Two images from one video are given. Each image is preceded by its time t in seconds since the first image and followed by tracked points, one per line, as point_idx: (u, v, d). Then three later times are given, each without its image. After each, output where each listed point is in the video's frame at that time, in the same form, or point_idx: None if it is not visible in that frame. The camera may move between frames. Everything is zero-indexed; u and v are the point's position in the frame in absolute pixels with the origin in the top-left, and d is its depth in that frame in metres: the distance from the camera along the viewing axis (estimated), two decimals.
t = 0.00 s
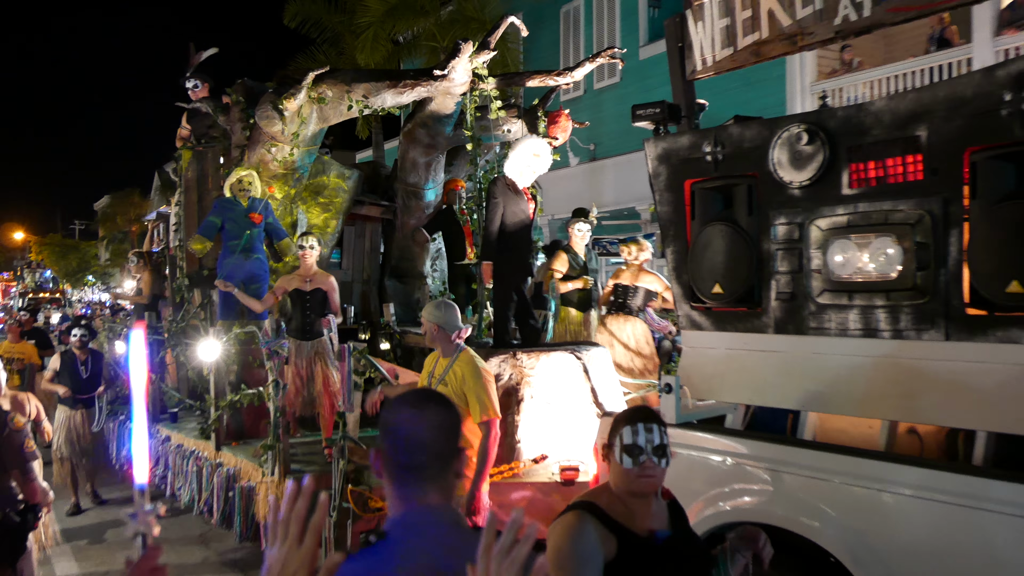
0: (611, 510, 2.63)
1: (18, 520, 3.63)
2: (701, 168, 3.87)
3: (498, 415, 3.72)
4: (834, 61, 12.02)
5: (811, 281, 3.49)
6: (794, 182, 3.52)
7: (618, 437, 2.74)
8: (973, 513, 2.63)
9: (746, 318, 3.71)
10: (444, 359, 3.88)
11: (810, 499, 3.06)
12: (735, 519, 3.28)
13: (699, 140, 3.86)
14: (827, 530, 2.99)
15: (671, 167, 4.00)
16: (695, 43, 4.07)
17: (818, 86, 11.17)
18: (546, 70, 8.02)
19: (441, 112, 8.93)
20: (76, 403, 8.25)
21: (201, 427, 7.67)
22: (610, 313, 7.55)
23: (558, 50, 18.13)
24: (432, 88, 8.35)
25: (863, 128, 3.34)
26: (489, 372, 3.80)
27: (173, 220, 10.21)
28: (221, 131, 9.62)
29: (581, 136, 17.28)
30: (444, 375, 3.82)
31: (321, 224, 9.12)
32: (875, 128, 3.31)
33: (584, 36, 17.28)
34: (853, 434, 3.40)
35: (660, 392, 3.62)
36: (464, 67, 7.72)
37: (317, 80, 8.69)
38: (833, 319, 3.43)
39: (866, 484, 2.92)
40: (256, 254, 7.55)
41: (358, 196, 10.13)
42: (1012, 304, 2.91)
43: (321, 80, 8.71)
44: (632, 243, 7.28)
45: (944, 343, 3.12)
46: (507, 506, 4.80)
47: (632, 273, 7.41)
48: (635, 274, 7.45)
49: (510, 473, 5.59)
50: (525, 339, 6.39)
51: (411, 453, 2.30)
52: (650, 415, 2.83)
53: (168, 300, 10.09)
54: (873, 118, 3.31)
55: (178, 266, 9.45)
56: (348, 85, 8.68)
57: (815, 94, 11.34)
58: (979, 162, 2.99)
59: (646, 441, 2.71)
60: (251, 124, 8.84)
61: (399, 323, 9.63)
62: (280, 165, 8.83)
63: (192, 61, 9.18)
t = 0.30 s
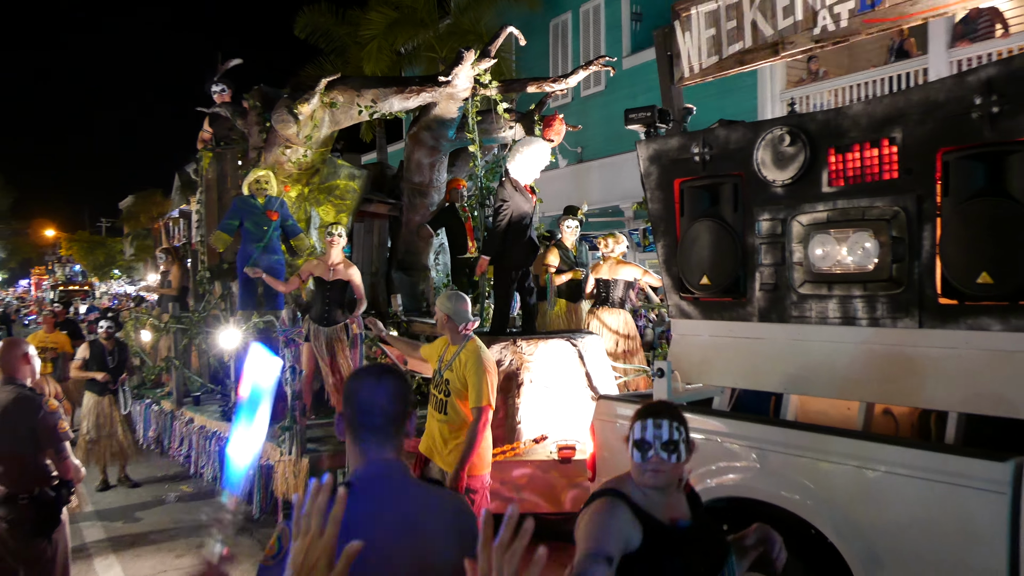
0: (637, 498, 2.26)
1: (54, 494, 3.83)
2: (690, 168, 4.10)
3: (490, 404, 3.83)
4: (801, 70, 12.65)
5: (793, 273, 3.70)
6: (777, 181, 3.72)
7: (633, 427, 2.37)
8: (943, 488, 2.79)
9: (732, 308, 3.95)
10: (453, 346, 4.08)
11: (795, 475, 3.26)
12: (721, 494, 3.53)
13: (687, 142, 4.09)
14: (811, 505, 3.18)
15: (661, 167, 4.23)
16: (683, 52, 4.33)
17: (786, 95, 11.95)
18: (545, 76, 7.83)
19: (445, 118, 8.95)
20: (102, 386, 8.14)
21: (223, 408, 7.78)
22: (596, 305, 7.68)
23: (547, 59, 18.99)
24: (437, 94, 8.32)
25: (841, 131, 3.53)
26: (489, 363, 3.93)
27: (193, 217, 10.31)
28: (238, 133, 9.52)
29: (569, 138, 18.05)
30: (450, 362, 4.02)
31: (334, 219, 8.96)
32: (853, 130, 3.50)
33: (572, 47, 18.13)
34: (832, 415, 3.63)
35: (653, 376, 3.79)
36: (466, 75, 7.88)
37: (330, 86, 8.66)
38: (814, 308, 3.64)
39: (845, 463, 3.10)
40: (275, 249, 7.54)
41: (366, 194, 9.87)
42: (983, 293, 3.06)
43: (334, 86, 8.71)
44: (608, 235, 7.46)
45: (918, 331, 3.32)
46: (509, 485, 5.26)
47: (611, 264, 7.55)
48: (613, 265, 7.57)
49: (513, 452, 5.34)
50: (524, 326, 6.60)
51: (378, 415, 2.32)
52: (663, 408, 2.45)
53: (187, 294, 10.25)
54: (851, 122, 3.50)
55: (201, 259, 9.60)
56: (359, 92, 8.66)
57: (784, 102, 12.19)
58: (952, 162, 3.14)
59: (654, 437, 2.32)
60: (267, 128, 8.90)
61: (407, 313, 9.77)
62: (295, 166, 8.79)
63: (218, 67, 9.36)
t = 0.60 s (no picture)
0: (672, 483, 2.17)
1: (82, 475, 4.13)
2: (680, 169, 4.26)
3: (491, 394, 4.07)
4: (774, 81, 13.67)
5: (778, 268, 3.84)
6: (762, 182, 3.84)
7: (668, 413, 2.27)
8: (921, 469, 2.84)
9: (720, 301, 4.12)
10: (456, 339, 4.29)
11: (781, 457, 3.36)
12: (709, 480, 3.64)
13: (678, 145, 4.25)
14: (798, 486, 3.26)
15: (653, 169, 4.40)
16: (673, 61, 4.58)
17: (761, 104, 12.98)
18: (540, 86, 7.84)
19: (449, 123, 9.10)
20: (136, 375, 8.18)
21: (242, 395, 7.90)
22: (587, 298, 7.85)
23: (539, 70, 20.06)
24: (440, 102, 8.43)
25: (824, 134, 3.62)
26: (490, 355, 4.16)
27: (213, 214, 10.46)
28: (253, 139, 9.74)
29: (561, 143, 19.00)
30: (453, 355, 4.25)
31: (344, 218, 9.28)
32: (834, 133, 3.59)
33: (561, 59, 19.16)
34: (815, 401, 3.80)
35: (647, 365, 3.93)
36: (469, 84, 8.07)
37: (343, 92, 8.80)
38: (798, 301, 3.78)
39: (828, 444, 3.17)
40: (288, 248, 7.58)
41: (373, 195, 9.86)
42: (956, 287, 3.15)
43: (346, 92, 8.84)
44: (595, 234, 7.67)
45: (896, 323, 3.43)
46: (510, 467, 5.24)
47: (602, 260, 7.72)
48: (604, 261, 7.74)
49: (515, 437, 5.38)
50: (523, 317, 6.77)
51: (347, 391, 2.31)
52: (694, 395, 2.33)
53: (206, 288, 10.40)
54: (833, 126, 3.59)
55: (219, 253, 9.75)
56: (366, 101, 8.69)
57: (756, 110, 13.20)
58: (927, 164, 3.22)
59: (689, 424, 2.20)
60: (282, 133, 9.09)
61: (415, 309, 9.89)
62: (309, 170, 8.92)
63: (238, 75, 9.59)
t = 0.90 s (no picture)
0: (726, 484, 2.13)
1: (106, 463, 4.39)
2: (682, 174, 4.29)
3: (501, 391, 4.24)
4: (760, 93, 14.39)
5: (777, 270, 3.86)
6: (762, 186, 3.86)
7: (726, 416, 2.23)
8: (913, 461, 2.86)
9: (721, 300, 4.17)
10: (466, 339, 4.45)
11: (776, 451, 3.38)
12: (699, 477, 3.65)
13: (680, 151, 4.27)
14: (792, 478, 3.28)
15: (656, 174, 4.43)
16: (673, 71, 4.68)
17: (749, 113, 13.77)
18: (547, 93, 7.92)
19: (460, 130, 9.16)
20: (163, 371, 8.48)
21: (258, 392, 7.94)
22: (592, 299, 7.92)
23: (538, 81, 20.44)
24: (449, 109, 8.58)
25: (821, 141, 3.64)
26: (498, 354, 4.32)
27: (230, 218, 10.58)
28: (269, 144, 9.66)
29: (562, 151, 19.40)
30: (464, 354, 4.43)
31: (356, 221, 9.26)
32: (831, 140, 3.61)
33: (559, 72, 19.50)
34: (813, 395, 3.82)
35: (652, 362, 4.15)
36: (478, 91, 8.22)
37: (358, 101, 8.96)
38: (797, 301, 3.79)
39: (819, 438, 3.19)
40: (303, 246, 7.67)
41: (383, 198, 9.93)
42: (952, 286, 3.20)
43: (362, 101, 9.01)
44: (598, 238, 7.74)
45: (893, 321, 3.45)
46: (518, 460, 5.33)
47: (606, 262, 7.81)
48: (608, 263, 7.84)
49: (522, 431, 5.45)
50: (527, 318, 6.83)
51: (303, 388, 2.42)
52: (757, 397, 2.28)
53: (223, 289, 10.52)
54: (830, 133, 3.61)
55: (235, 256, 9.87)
56: (380, 109, 8.94)
57: (745, 120, 13.79)
58: (922, 168, 3.27)
59: (753, 428, 2.16)
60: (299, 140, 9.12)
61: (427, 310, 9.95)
62: (322, 175, 9.02)
63: (257, 84, 9.76)
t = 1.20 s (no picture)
0: (769, 480, 2.03)
1: (109, 460, 4.34)
2: (692, 172, 4.23)
3: (514, 391, 4.28)
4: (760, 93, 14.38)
5: (789, 269, 3.81)
6: (773, 185, 3.82)
7: (774, 407, 2.08)
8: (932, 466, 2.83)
9: (731, 300, 4.11)
10: (473, 340, 4.47)
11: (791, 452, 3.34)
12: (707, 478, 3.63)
13: (690, 149, 4.22)
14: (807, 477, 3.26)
15: (666, 173, 4.37)
16: (683, 69, 4.63)
17: (749, 113, 13.75)
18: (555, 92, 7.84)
19: (465, 128, 9.10)
20: (165, 366, 8.48)
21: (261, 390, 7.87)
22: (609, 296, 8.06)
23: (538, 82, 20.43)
24: (456, 107, 8.48)
25: (834, 138, 3.60)
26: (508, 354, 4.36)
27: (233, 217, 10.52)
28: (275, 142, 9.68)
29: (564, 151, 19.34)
30: (473, 354, 4.45)
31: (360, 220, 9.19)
32: (844, 138, 3.57)
33: (559, 72, 19.47)
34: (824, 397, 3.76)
35: (663, 362, 4.12)
36: (485, 90, 8.11)
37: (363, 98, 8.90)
38: (809, 301, 3.74)
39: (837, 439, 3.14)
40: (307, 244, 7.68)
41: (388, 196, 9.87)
42: (968, 287, 3.16)
43: (368, 98, 8.95)
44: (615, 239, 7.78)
45: (906, 322, 3.41)
46: (524, 460, 5.21)
47: (622, 261, 7.85)
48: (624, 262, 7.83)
49: (529, 431, 5.39)
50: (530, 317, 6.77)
51: (259, 374, 2.54)
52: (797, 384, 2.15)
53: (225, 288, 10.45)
54: (842, 130, 3.57)
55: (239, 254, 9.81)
56: (386, 106, 8.91)
57: (744, 121, 13.80)
58: (938, 168, 3.24)
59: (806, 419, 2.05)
60: (304, 137, 9.03)
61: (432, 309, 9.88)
62: (325, 174, 8.83)
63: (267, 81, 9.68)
